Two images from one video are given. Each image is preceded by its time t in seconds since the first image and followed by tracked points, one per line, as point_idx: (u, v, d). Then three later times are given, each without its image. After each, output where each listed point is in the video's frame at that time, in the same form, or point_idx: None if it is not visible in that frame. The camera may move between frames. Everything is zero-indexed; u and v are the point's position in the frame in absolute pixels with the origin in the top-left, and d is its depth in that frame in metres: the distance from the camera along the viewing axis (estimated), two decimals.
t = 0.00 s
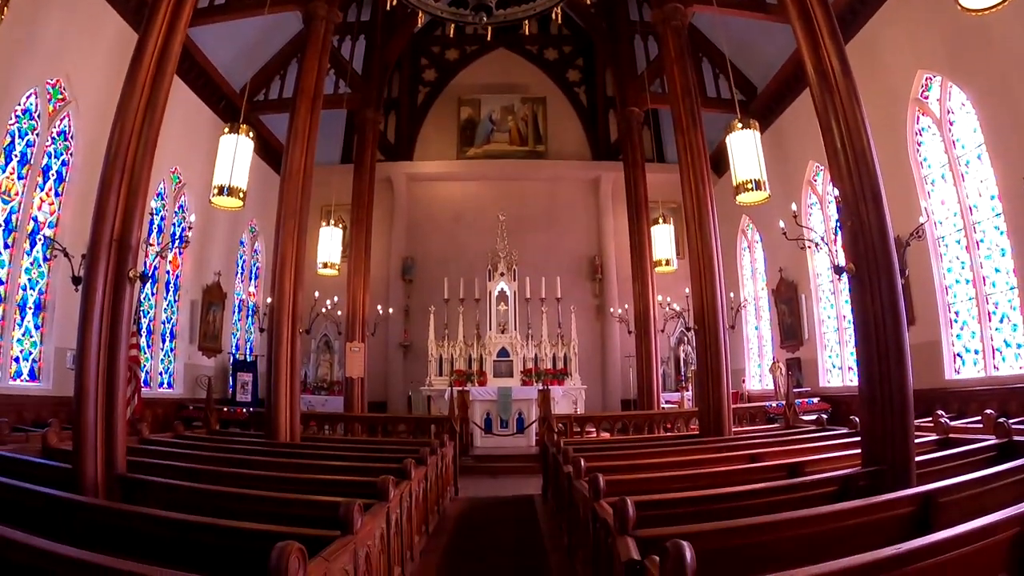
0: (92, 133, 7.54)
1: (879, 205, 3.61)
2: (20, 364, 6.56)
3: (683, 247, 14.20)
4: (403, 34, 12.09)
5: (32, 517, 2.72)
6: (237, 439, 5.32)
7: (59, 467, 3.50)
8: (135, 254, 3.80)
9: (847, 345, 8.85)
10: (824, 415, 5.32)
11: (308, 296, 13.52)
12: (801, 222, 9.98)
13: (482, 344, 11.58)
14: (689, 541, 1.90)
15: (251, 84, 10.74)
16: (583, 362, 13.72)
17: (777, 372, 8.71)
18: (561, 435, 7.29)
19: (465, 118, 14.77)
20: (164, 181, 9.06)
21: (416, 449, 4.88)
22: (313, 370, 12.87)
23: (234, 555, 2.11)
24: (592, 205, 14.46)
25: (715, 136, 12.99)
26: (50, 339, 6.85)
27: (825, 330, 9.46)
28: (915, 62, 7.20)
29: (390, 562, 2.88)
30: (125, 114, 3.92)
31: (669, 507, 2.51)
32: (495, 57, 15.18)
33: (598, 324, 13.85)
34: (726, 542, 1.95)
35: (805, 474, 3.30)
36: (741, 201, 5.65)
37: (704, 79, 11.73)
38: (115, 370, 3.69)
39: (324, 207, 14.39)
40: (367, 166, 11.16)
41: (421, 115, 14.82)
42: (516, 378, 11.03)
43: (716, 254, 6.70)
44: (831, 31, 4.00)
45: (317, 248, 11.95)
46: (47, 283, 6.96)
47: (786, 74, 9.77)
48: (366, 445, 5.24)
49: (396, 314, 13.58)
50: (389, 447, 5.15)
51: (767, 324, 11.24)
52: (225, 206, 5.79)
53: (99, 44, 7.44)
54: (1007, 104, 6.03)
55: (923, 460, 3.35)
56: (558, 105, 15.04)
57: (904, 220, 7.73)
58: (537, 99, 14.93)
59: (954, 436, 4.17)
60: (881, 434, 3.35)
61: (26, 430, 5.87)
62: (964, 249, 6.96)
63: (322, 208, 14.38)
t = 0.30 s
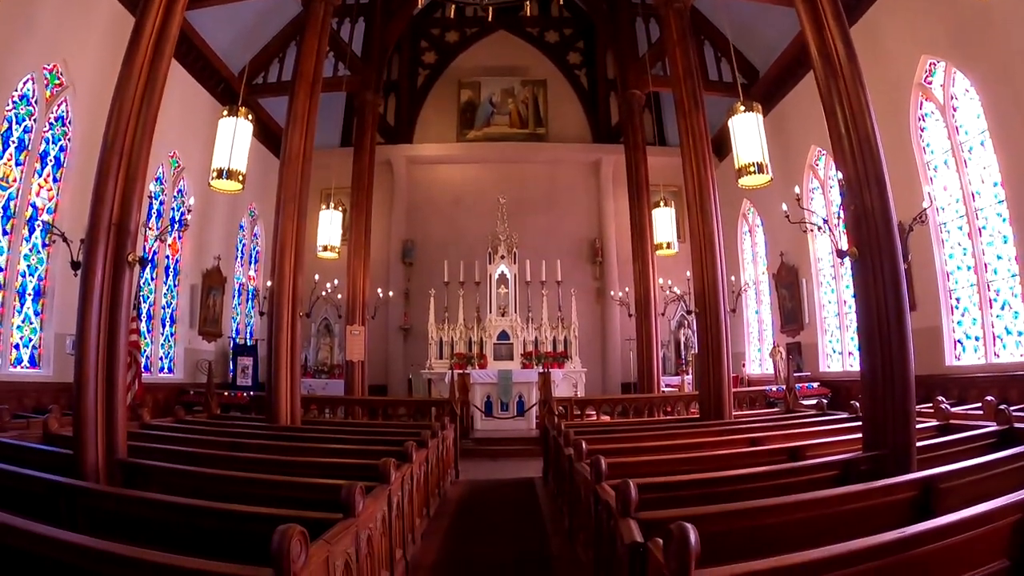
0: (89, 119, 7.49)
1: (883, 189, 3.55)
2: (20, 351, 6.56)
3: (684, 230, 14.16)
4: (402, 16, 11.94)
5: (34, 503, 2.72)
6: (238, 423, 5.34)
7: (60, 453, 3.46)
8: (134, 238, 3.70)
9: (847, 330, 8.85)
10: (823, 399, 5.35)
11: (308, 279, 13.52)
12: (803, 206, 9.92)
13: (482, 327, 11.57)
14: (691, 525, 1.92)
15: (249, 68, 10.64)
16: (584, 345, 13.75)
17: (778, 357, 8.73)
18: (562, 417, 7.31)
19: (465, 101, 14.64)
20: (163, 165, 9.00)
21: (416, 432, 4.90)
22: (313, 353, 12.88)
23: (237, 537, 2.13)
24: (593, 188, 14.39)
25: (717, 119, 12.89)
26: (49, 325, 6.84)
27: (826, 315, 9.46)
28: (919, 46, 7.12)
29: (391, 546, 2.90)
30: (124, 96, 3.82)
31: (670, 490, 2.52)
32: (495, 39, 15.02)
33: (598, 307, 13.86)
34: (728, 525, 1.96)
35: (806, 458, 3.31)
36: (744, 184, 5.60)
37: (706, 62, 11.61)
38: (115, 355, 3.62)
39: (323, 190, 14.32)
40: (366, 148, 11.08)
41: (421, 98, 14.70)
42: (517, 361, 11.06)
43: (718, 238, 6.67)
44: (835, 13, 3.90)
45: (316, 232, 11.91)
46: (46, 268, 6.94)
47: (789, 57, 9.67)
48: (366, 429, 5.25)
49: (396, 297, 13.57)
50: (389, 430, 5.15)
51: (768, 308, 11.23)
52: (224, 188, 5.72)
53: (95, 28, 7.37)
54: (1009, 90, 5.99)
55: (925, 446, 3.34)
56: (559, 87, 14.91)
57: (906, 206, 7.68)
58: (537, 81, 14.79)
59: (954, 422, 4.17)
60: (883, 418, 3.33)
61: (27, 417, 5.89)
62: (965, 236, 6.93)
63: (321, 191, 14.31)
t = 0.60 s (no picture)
0: (86, 103, 7.42)
1: (890, 170, 3.51)
2: (20, 336, 6.56)
3: (686, 212, 14.09)
4: None
5: (36, 488, 2.71)
6: (239, 406, 5.34)
7: (60, 438, 3.43)
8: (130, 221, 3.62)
9: (849, 314, 8.83)
10: (825, 382, 5.34)
11: (308, 261, 13.49)
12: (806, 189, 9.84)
13: (483, 309, 11.56)
14: (693, 506, 1.91)
15: (247, 50, 10.52)
16: (585, 326, 13.74)
17: (779, 340, 8.73)
18: (563, 399, 7.34)
19: (466, 82, 14.48)
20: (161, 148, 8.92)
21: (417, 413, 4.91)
22: (314, 335, 12.88)
23: (238, 518, 2.13)
24: (595, 170, 14.29)
25: (720, 102, 12.77)
26: (49, 311, 6.83)
27: (828, 298, 9.44)
28: (925, 29, 7.02)
29: (393, 528, 2.91)
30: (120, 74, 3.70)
31: (672, 473, 2.51)
32: (495, 19, 14.83)
33: (599, 289, 13.86)
34: (733, 507, 1.95)
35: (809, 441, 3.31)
36: (748, 165, 5.54)
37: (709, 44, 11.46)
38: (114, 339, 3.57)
39: (323, 172, 14.23)
40: (366, 130, 11.00)
41: (421, 79, 14.54)
42: (518, 343, 11.07)
43: (721, 220, 6.61)
44: None
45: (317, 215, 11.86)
46: (45, 254, 6.90)
47: (793, 38, 9.55)
48: (367, 411, 5.25)
49: (396, 278, 13.55)
50: (390, 412, 5.15)
51: (769, 291, 11.21)
52: (224, 169, 5.68)
53: (90, 11, 7.30)
54: (1016, 72, 5.91)
55: (928, 431, 3.32)
56: (560, 68, 14.76)
57: (910, 189, 7.62)
58: (539, 62, 14.61)
59: (956, 407, 4.16)
60: (888, 399, 3.30)
61: (27, 402, 5.88)
62: (969, 221, 6.88)
63: (321, 173, 14.22)
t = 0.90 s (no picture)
0: (82, 86, 7.32)
1: (898, 149, 3.43)
2: (16, 321, 6.52)
3: (688, 192, 13.99)
4: None
5: (29, 474, 2.67)
6: (238, 388, 5.31)
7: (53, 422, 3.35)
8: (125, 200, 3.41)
9: (852, 298, 8.81)
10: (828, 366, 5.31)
11: (307, 242, 13.42)
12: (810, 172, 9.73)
13: (483, 290, 11.52)
14: (700, 490, 1.87)
15: (243, 30, 10.35)
16: (585, 307, 13.72)
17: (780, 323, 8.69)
18: (564, 380, 7.32)
19: (466, 61, 14.27)
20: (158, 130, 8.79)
21: (417, 395, 4.87)
22: (313, 318, 12.85)
23: (233, 501, 2.09)
24: (596, 150, 14.15)
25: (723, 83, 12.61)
26: (45, 295, 6.78)
27: (830, 281, 9.39)
28: (932, 10, 6.90)
29: (392, 512, 2.88)
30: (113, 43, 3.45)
31: (677, 456, 2.47)
32: None
33: (599, 270, 13.80)
34: (739, 490, 1.91)
35: (814, 423, 3.27)
36: (752, 144, 5.46)
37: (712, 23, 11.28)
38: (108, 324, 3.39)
39: (321, 153, 14.10)
40: (366, 109, 10.86)
41: (420, 59, 14.34)
42: (518, 324, 11.05)
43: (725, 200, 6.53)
44: None
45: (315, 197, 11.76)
46: (40, 237, 6.83)
47: (798, 18, 9.38)
48: (366, 393, 5.22)
49: (396, 259, 13.49)
50: (389, 395, 5.12)
51: (771, 273, 11.15)
52: (219, 148, 5.58)
53: None
54: None
55: (934, 414, 3.28)
56: (561, 48, 14.56)
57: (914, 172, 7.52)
58: (539, 41, 14.40)
59: (961, 391, 4.12)
60: (895, 383, 3.26)
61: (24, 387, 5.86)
62: (975, 205, 6.80)
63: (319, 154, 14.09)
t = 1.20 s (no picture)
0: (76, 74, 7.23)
1: (912, 132, 3.33)
2: (9, 311, 6.44)
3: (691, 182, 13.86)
4: None
5: (12, 467, 2.59)
6: (235, 379, 5.25)
7: (39, 412, 3.26)
8: (112, 183, 3.30)
9: (859, 289, 8.74)
10: (835, 358, 5.21)
11: (304, 230, 13.33)
12: (815, 162, 9.59)
13: (484, 280, 11.43)
14: (706, 483, 1.79)
15: (242, 18, 10.22)
16: (587, 298, 13.63)
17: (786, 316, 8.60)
18: (566, 371, 7.25)
19: (467, 50, 14.09)
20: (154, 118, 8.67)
21: (415, 386, 4.80)
22: (312, 308, 12.77)
23: (222, 496, 2.02)
24: (599, 140, 14.01)
25: (728, 72, 12.46)
26: (39, 285, 6.70)
27: (836, 273, 9.29)
28: None
29: (385, 507, 2.81)
30: (105, 21, 3.33)
31: (682, 449, 2.39)
32: None
33: (602, 261, 13.69)
34: (750, 487, 1.83)
35: (823, 416, 3.19)
36: (760, 128, 5.36)
37: (717, 11, 11.12)
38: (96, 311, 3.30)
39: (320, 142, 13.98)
40: (365, 97, 10.72)
41: (421, 47, 14.18)
42: (519, 315, 10.97)
43: (729, 188, 6.42)
44: None
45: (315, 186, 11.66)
46: (34, 227, 6.74)
47: (804, 5, 9.23)
48: (365, 383, 5.15)
49: (396, 249, 13.39)
50: (388, 385, 5.05)
51: (775, 265, 11.05)
52: (213, 133, 5.47)
53: None
54: None
55: (948, 407, 3.19)
56: (563, 36, 14.39)
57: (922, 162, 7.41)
58: (542, 29, 14.23)
59: (974, 384, 4.03)
60: (909, 375, 3.18)
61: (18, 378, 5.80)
62: (985, 195, 6.70)
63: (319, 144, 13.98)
